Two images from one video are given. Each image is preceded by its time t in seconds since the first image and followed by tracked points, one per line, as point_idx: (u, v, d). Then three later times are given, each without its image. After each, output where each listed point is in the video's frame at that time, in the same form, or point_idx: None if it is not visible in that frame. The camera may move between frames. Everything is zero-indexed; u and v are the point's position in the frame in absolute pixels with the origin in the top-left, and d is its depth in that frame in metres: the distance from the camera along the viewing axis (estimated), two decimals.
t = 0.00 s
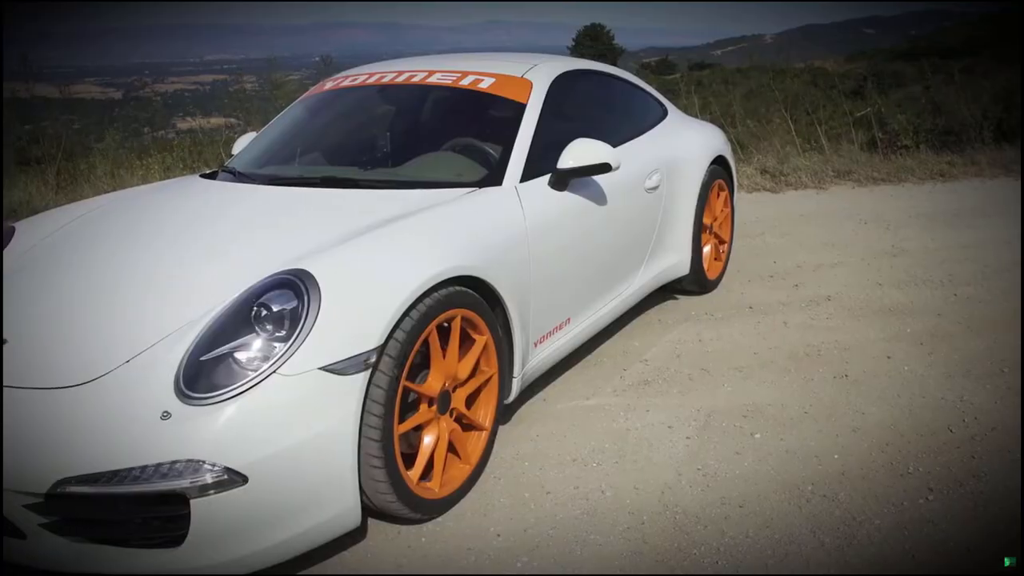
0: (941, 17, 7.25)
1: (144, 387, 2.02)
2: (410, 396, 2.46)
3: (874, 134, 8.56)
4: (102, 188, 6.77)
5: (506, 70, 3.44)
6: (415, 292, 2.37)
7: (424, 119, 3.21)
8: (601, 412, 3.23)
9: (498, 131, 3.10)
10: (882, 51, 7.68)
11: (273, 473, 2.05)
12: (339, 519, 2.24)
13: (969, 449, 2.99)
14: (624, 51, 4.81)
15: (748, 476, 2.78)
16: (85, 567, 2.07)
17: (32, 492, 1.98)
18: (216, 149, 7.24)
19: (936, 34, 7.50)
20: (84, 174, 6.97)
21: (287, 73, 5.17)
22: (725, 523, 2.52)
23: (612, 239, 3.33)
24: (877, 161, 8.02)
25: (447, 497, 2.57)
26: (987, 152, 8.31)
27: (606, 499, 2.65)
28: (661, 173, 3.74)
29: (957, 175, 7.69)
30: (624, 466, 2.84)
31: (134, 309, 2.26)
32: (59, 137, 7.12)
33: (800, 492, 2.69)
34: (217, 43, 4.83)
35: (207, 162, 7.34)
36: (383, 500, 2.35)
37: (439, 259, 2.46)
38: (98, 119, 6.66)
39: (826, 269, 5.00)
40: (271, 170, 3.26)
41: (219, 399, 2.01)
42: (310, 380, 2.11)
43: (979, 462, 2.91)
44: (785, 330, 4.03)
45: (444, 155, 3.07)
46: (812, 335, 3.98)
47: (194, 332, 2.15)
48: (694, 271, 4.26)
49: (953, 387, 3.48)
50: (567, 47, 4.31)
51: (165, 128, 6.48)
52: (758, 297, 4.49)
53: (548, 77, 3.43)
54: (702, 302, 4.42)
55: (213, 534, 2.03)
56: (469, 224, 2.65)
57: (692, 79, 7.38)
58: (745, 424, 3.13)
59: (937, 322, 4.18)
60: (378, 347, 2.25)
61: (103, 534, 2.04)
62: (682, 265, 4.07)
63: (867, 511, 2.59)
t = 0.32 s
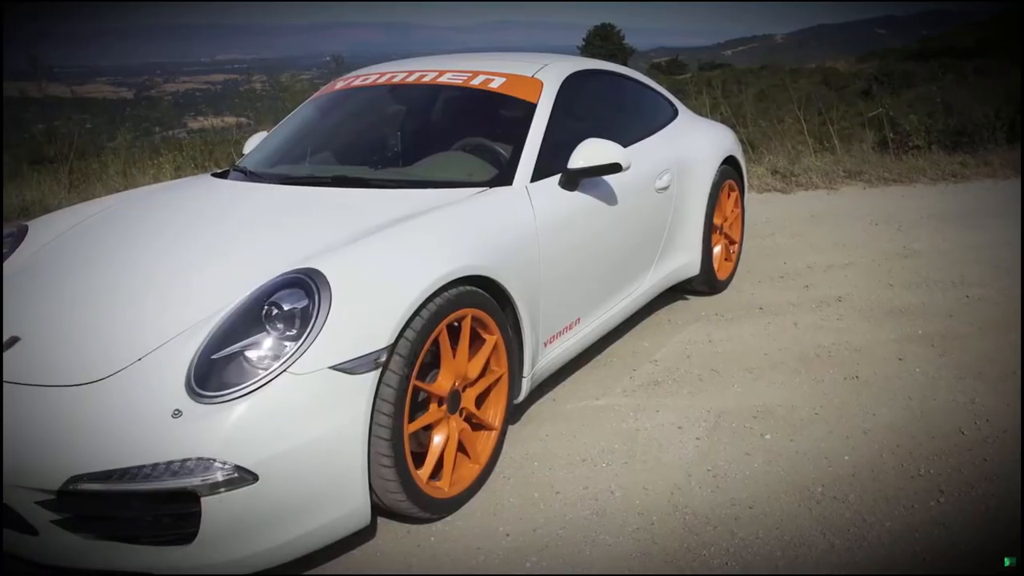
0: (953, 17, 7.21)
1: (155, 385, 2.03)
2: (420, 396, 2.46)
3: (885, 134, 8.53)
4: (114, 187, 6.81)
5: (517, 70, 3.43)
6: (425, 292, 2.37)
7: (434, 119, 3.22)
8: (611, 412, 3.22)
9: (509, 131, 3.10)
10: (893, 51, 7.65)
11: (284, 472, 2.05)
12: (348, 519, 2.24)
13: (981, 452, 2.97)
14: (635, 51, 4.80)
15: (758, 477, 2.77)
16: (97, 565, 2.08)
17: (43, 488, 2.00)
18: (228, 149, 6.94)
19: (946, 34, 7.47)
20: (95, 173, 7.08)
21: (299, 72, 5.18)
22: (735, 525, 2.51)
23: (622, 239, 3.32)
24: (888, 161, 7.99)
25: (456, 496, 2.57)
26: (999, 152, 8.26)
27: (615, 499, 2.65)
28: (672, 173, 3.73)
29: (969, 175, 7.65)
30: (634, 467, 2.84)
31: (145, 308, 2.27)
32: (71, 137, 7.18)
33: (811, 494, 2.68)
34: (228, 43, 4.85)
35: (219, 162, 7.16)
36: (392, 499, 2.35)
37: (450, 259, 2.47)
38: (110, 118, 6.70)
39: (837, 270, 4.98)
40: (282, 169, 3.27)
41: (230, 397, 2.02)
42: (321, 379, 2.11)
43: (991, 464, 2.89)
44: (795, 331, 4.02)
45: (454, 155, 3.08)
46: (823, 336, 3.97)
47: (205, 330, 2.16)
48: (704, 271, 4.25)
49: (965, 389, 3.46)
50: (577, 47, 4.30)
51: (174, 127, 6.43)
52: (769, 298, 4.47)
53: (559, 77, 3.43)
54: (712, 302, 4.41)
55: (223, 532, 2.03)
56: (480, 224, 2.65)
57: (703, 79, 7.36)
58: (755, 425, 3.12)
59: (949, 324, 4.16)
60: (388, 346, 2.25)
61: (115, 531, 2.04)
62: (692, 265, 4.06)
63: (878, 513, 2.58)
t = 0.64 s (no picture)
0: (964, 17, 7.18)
1: (167, 384, 2.04)
2: (430, 395, 2.47)
3: (896, 134, 8.52)
4: (126, 186, 6.85)
5: (527, 70, 3.43)
6: (435, 291, 2.37)
7: (444, 119, 3.22)
8: (620, 412, 3.22)
9: (520, 131, 3.10)
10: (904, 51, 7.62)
11: (294, 470, 2.06)
12: (357, 518, 2.24)
13: (993, 454, 2.95)
14: (645, 51, 4.79)
15: (768, 478, 2.76)
16: (109, 562, 2.09)
17: (55, 485, 2.01)
18: (239, 147, 7.05)
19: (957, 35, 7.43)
20: (107, 173, 7.11)
21: (310, 72, 5.19)
22: (744, 526, 2.51)
23: (633, 239, 3.31)
24: (899, 162, 7.95)
25: (465, 496, 2.57)
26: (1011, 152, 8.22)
27: (624, 500, 2.65)
28: (682, 173, 3.72)
29: (981, 176, 7.61)
30: (643, 467, 2.83)
31: (156, 306, 2.28)
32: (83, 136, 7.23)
33: (821, 495, 2.67)
34: (239, 43, 4.86)
35: (229, 160, 7.17)
36: (402, 498, 2.35)
37: (460, 259, 2.47)
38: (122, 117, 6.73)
39: (848, 271, 4.96)
40: (292, 169, 3.28)
41: (240, 395, 2.02)
42: (331, 377, 2.11)
43: (1003, 467, 2.87)
44: (805, 332, 4.01)
45: (465, 155, 3.08)
46: (833, 337, 3.95)
47: (215, 329, 2.17)
48: (714, 271, 4.24)
49: (977, 391, 3.44)
50: (587, 46, 4.30)
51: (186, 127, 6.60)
52: (779, 299, 4.46)
53: (569, 77, 3.42)
54: (722, 302, 4.41)
55: (233, 530, 2.03)
56: (490, 223, 2.65)
57: (713, 79, 7.34)
58: (765, 426, 3.11)
59: (961, 325, 4.14)
60: (399, 346, 2.26)
61: (126, 529, 2.05)
62: (702, 265, 4.05)
63: (888, 515, 2.57)
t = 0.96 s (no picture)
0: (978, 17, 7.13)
1: (181, 381, 2.05)
2: (442, 394, 2.47)
3: (909, 134, 8.50)
4: (139, 184, 6.88)
5: (540, 70, 3.43)
6: (447, 291, 2.37)
7: (457, 118, 3.22)
8: (632, 413, 3.22)
9: (532, 131, 3.10)
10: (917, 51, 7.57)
11: (306, 469, 2.06)
12: (368, 517, 2.24)
13: (1007, 457, 2.93)
14: (657, 51, 4.78)
15: (780, 480, 2.75)
16: (124, 558, 2.10)
17: (69, 482, 2.02)
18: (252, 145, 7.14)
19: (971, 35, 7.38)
20: (121, 172, 7.14)
21: (323, 71, 5.20)
22: (756, 527, 2.50)
23: (645, 239, 3.31)
24: (913, 163, 7.91)
25: (476, 496, 2.57)
26: None
27: (636, 500, 2.64)
28: (695, 173, 3.71)
29: (995, 177, 7.56)
30: (654, 468, 2.83)
31: (169, 304, 2.29)
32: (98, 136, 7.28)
33: (833, 497, 2.65)
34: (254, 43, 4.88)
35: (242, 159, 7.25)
36: (413, 497, 2.36)
37: (472, 259, 2.47)
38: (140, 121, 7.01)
39: (861, 272, 4.93)
40: (306, 167, 3.29)
41: (253, 394, 2.03)
42: (343, 376, 2.12)
43: (1017, 470, 2.85)
44: (818, 333, 3.99)
45: (477, 155, 3.08)
46: (846, 339, 3.93)
47: (228, 328, 2.18)
48: (726, 272, 4.22)
49: (991, 393, 3.41)
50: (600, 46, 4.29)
51: (200, 126, 6.66)
52: (792, 300, 4.44)
53: (582, 77, 3.41)
54: (734, 303, 4.39)
55: (246, 527, 2.04)
56: (502, 223, 2.65)
57: (726, 79, 7.32)
58: (777, 427, 3.10)
59: (976, 327, 4.11)
60: (411, 345, 2.26)
61: (140, 525, 2.06)
62: (715, 266, 4.03)
63: (900, 517, 2.55)
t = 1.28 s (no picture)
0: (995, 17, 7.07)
1: (195, 379, 2.06)
2: (455, 394, 2.47)
3: (924, 135, 8.45)
4: (154, 182, 6.89)
5: (554, 70, 3.42)
6: (461, 291, 2.37)
7: (470, 118, 3.23)
8: (645, 413, 3.21)
9: (546, 131, 3.10)
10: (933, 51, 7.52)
11: (319, 467, 2.07)
12: (381, 515, 2.25)
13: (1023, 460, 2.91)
14: (672, 51, 4.76)
15: (793, 481, 2.74)
16: (139, 555, 2.11)
17: (85, 478, 2.03)
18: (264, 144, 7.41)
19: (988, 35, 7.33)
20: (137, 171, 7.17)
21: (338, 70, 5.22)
22: (770, 529, 2.49)
23: (658, 239, 3.30)
24: (929, 164, 7.86)
25: (489, 496, 2.57)
26: None
27: (648, 501, 2.64)
28: (709, 173, 3.70)
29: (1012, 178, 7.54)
30: (667, 468, 2.82)
31: (184, 303, 2.31)
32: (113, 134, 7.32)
33: (847, 500, 2.64)
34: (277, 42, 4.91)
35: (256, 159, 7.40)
36: (426, 496, 2.36)
37: (486, 259, 2.47)
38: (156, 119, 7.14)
39: (875, 273, 4.90)
40: (320, 167, 3.30)
41: (267, 393, 2.04)
42: (357, 375, 2.12)
43: None
44: (832, 335, 3.97)
45: (491, 155, 3.08)
46: (860, 340, 3.91)
47: (243, 326, 2.19)
48: (740, 273, 4.21)
49: (1006, 396, 3.39)
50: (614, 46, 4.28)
51: (215, 125, 6.72)
52: (805, 301, 4.42)
53: (596, 77, 3.41)
54: (747, 304, 4.37)
55: (259, 525, 2.05)
56: (515, 223, 2.65)
57: (740, 79, 7.29)
58: (791, 428, 3.08)
59: (992, 329, 4.08)
60: (424, 344, 2.26)
61: (155, 522, 2.07)
62: (728, 266, 4.02)
63: (914, 520, 2.54)
